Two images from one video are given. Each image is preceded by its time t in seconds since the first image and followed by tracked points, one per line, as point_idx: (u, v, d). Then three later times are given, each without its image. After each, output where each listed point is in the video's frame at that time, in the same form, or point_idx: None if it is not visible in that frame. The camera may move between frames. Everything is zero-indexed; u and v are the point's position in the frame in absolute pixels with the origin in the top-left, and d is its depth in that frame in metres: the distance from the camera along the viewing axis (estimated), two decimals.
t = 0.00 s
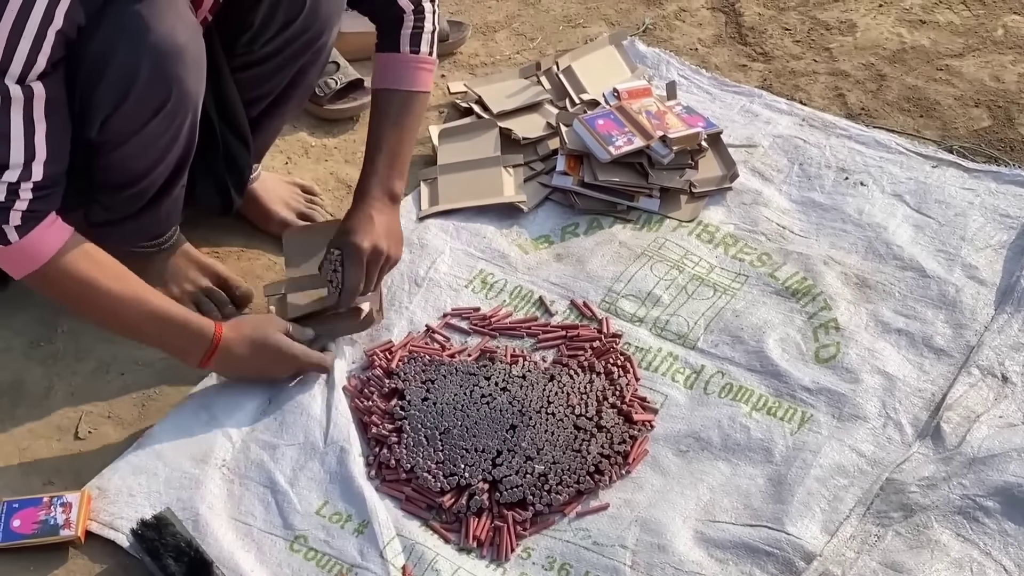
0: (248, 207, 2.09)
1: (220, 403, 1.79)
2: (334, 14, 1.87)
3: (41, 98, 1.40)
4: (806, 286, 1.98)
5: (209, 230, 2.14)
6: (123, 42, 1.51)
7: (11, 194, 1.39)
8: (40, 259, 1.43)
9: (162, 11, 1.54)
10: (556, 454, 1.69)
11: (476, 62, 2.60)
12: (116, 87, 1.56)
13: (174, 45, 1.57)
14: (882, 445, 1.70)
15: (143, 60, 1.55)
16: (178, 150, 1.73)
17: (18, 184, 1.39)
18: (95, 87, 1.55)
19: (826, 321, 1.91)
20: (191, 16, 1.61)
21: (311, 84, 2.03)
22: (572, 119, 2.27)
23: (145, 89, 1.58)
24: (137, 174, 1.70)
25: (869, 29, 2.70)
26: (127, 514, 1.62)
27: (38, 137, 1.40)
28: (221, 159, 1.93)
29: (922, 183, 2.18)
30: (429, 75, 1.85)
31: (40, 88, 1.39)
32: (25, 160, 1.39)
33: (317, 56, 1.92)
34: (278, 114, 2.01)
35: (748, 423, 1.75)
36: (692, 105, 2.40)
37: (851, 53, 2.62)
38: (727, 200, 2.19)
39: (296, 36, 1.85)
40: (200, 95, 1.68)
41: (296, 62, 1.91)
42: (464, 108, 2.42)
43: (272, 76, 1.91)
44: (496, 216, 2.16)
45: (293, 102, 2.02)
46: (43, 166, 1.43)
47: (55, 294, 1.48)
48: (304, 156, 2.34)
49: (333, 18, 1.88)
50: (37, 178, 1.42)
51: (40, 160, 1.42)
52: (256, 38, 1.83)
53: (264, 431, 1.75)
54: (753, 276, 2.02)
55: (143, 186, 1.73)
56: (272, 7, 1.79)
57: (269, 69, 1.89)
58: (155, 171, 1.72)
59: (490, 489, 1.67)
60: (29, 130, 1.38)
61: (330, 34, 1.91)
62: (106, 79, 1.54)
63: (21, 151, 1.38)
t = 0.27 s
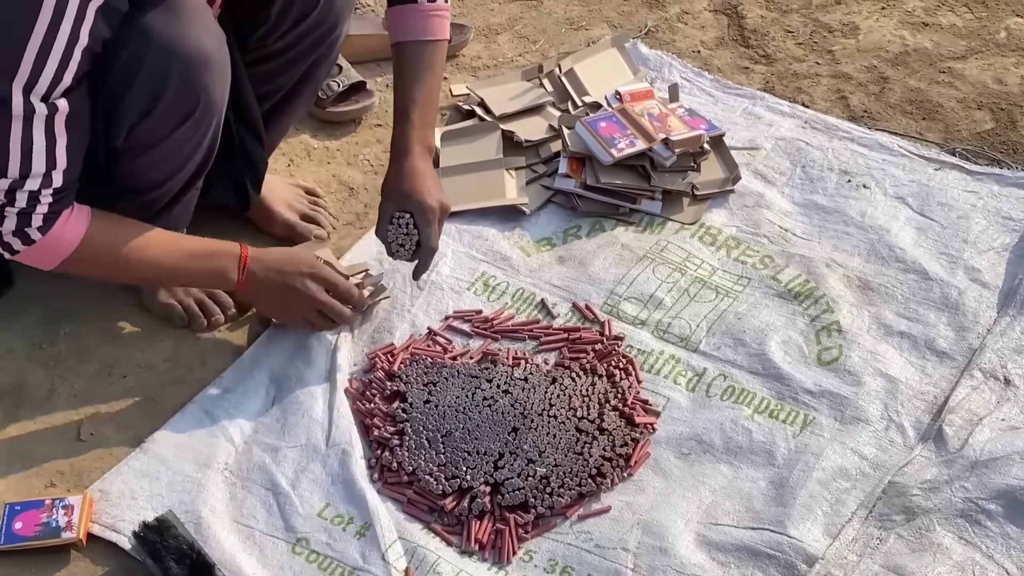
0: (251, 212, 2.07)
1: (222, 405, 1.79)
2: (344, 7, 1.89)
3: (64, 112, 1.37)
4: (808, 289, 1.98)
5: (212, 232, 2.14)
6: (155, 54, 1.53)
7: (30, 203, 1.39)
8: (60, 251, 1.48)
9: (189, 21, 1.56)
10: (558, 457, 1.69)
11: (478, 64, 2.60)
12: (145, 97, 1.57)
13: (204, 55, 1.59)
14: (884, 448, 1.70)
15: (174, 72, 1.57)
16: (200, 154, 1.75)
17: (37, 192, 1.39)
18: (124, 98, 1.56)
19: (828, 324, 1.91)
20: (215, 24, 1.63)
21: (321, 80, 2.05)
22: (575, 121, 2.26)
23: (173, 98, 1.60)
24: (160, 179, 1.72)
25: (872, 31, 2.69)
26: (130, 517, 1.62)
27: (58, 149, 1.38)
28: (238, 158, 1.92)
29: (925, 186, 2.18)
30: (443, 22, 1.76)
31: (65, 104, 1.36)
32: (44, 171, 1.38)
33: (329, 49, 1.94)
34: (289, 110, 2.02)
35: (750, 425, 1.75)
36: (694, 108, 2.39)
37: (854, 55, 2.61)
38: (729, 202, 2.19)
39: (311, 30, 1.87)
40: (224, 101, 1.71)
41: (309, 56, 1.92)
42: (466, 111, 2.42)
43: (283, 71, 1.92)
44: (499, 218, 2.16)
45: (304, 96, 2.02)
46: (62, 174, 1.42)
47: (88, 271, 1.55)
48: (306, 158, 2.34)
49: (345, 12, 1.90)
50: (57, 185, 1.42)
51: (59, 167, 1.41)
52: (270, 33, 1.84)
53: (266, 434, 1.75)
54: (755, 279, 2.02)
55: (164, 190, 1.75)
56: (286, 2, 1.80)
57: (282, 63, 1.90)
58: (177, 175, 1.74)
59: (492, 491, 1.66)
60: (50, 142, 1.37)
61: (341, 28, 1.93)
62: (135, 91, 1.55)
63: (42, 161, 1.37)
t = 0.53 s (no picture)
0: (253, 214, 2.07)
1: (223, 408, 1.78)
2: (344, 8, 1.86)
3: (58, 111, 1.41)
4: (810, 291, 1.98)
5: (214, 235, 2.14)
6: (148, 57, 1.53)
7: (28, 199, 1.43)
8: (53, 246, 1.52)
9: (185, 24, 1.55)
10: (559, 459, 1.69)
11: (480, 66, 2.59)
12: (138, 99, 1.57)
13: (199, 58, 1.58)
14: (885, 451, 1.70)
15: (168, 74, 1.57)
16: (194, 157, 1.75)
17: (34, 188, 1.43)
18: (117, 100, 1.56)
19: (830, 326, 1.91)
20: (210, 26, 1.62)
21: (322, 82, 2.03)
22: (576, 124, 2.26)
23: (167, 101, 1.60)
24: (154, 182, 1.72)
25: (874, 34, 2.69)
26: (131, 519, 1.62)
27: (52, 146, 1.42)
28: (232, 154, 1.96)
29: (927, 189, 2.18)
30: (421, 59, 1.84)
31: (58, 103, 1.40)
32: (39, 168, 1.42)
33: (328, 51, 1.92)
34: (289, 111, 2.02)
35: (751, 428, 1.75)
36: (696, 110, 2.39)
37: (856, 57, 2.61)
38: (731, 205, 2.19)
39: (308, 32, 1.85)
40: (219, 103, 1.71)
41: (307, 58, 1.90)
42: (468, 113, 2.42)
43: (281, 72, 1.92)
44: (500, 221, 2.16)
45: (305, 98, 2.02)
46: (54, 170, 1.46)
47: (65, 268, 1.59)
48: (308, 160, 2.34)
49: (344, 15, 1.88)
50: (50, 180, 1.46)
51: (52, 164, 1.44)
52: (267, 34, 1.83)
53: (267, 437, 1.75)
54: (756, 281, 2.02)
55: (158, 193, 1.75)
56: (283, 4, 1.79)
57: (281, 64, 1.90)
58: (171, 177, 1.74)
59: (493, 494, 1.66)
60: (45, 140, 1.40)
61: (341, 28, 1.91)
62: (129, 93, 1.56)
63: (38, 157, 1.40)
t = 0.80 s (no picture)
0: (253, 217, 2.07)
1: (223, 411, 1.78)
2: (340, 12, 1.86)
3: (67, 106, 1.40)
4: (810, 294, 1.98)
5: (214, 239, 2.14)
6: (143, 53, 1.53)
7: (46, 202, 1.41)
8: (78, 254, 1.47)
9: (181, 20, 1.55)
10: (559, 463, 1.69)
11: (480, 69, 2.59)
12: (134, 96, 1.57)
13: (194, 55, 1.58)
14: (886, 454, 1.70)
15: (163, 71, 1.56)
16: (193, 155, 1.74)
17: (51, 189, 1.42)
18: (113, 96, 1.56)
19: (831, 329, 1.91)
20: (208, 24, 1.62)
21: (321, 87, 2.02)
22: (576, 127, 2.26)
23: (163, 99, 1.60)
24: (151, 180, 1.72)
25: (874, 36, 2.69)
26: (132, 523, 1.62)
27: (66, 142, 1.41)
28: (231, 158, 1.96)
29: (927, 191, 2.17)
30: (422, 73, 1.87)
31: (66, 97, 1.39)
32: (53, 169, 1.41)
33: (326, 55, 1.92)
34: (288, 115, 2.01)
35: (752, 431, 1.75)
36: (696, 113, 2.39)
37: (856, 60, 2.61)
38: (731, 207, 2.19)
39: (306, 36, 1.85)
40: (218, 101, 1.70)
41: (305, 61, 1.90)
42: (468, 116, 2.42)
43: (280, 76, 1.91)
44: (500, 224, 2.16)
45: (304, 103, 2.01)
46: (72, 170, 1.45)
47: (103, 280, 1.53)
48: (308, 163, 2.34)
49: (342, 19, 1.88)
50: (68, 181, 1.45)
51: (69, 162, 1.43)
52: (265, 37, 1.83)
53: (267, 440, 1.75)
54: (757, 284, 2.01)
55: (156, 192, 1.75)
56: (281, 7, 1.79)
57: (279, 69, 1.89)
58: (170, 176, 1.74)
59: (493, 497, 1.66)
60: (58, 136, 1.39)
61: (339, 32, 1.90)
62: (126, 88, 1.55)
63: (52, 157, 1.39)
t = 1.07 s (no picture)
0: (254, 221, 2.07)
1: (224, 415, 1.78)
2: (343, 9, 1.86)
3: (60, 123, 1.39)
4: (811, 296, 1.98)
5: (214, 242, 2.14)
6: (151, 62, 1.52)
7: (30, 213, 1.41)
8: (66, 264, 1.48)
9: (186, 27, 1.54)
10: (560, 466, 1.69)
11: (481, 72, 2.59)
12: (141, 103, 1.57)
13: (202, 62, 1.58)
14: (886, 457, 1.69)
15: (171, 79, 1.56)
16: (199, 160, 1.74)
17: (37, 204, 1.40)
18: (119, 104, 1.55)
19: (831, 332, 1.91)
20: (213, 31, 1.62)
21: (321, 87, 2.03)
22: (577, 130, 2.26)
23: (171, 105, 1.60)
24: (157, 185, 1.72)
25: (874, 39, 2.69)
26: (132, 527, 1.61)
27: (57, 159, 1.40)
28: (233, 159, 1.95)
29: (928, 194, 2.17)
30: (429, 11, 1.83)
31: (61, 113, 1.38)
32: (43, 183, 1.40)
33: (328, 54, 1.92)
34: (289, 115, 2.01)
35: (752, 434, 1.75)
36: (696, 116, 2.39)
37: (857, 63, 2.61)
38: (732, 210, 2.18)
39: (308, 35, 1.86)
40: (223, 107, 1.70)
41: (307, 60, 1.91)
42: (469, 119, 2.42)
43: (282, 76, 1.92)
44: (501, 227, 2.16)
45: (305, 103, 2.02)
46: (64, 185, 1.44)
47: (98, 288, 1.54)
48: (308, 166, 2.34)
49: (344, 18, 1.89)
50: (59, 196, 1.43)
51: (60, 179, 1.42)
52: (267, 36, 1.83)
53: (268, 443, 1.75)
54: (757, 287, 2.01)
55: (162, 197, 1.74)
56: (282, 6, 1.79)
57: (281, 68, 1.90)
58: (176, 181, 1.74)
59: (493, 501, 1.66)
60: (48, 152, 1.39)
61: (341, 31, 1.91)
62: (132, 97, 1.55)
63: (40, 171, 1.39)
